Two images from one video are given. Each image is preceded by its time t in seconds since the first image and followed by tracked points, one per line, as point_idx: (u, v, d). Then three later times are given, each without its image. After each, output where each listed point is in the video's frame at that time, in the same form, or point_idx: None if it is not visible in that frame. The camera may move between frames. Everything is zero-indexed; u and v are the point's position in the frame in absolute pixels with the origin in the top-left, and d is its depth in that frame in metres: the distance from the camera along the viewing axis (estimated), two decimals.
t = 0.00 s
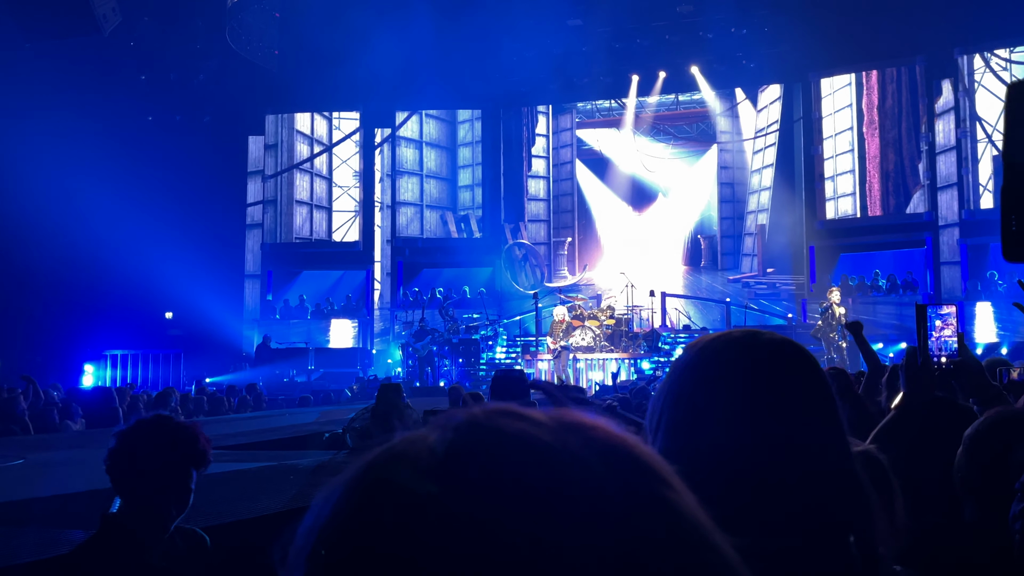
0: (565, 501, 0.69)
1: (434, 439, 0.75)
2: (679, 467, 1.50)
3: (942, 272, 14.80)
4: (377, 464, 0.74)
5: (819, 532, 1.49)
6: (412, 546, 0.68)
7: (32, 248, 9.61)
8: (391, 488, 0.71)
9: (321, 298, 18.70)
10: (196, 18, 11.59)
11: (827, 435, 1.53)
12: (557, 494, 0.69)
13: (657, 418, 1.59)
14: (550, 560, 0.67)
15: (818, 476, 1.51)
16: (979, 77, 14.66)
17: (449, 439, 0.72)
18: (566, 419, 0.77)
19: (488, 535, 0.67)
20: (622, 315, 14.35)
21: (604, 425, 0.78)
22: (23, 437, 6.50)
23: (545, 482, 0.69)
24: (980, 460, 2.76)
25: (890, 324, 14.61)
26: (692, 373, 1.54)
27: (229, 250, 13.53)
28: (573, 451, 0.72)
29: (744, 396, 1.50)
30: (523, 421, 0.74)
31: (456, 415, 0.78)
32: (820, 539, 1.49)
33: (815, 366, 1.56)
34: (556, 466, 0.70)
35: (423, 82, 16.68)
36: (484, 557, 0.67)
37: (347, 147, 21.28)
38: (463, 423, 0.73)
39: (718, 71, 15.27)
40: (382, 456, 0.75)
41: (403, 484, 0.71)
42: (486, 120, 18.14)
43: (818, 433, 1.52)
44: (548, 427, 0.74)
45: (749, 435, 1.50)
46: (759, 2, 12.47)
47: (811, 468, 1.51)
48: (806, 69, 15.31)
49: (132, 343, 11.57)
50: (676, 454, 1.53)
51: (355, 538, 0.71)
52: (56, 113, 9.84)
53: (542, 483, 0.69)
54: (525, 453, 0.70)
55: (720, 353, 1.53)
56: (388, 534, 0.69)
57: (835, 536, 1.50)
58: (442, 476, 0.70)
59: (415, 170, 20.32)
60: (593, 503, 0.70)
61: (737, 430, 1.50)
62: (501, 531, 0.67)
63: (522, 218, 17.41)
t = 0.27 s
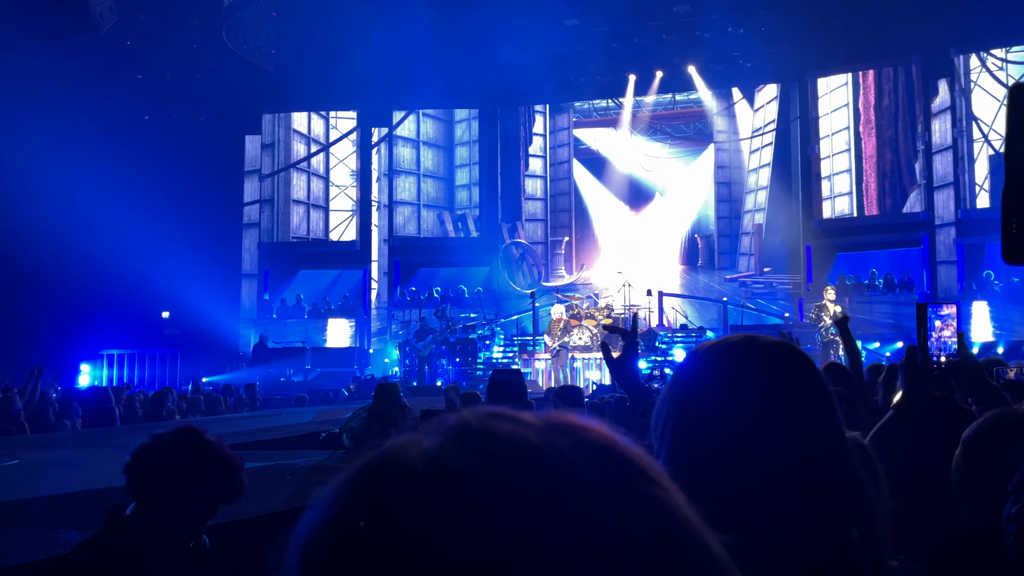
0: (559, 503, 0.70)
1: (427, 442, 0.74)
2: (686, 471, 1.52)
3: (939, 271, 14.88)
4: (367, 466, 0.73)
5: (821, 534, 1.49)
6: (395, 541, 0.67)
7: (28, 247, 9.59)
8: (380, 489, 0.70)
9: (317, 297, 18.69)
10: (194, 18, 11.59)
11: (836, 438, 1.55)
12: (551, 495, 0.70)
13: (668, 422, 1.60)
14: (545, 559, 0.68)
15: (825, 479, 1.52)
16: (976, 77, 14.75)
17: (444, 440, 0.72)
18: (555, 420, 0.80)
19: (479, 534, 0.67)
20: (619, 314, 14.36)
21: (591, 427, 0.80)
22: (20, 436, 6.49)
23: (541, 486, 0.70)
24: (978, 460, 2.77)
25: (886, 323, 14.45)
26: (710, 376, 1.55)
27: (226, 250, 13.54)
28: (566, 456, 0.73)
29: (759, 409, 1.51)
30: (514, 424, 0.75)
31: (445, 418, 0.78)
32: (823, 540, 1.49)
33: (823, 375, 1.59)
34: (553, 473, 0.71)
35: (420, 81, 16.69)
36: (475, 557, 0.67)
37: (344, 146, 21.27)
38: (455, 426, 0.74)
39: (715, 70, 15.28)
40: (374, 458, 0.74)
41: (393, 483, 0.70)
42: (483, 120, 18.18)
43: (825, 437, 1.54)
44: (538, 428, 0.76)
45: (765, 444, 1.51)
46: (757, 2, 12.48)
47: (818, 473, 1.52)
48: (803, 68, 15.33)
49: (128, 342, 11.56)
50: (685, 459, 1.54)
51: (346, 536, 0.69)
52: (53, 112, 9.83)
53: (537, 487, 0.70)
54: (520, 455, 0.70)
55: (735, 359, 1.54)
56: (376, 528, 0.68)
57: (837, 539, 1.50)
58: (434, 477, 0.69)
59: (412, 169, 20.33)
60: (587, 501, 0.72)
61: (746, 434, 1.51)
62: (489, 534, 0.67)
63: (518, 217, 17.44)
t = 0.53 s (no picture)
0: (578, 499, 0.69)
1: (443, 440, 0.73)
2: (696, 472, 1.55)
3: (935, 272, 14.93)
4: (384, 464, 0.72)
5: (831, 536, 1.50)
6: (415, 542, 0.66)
7: (22, 247, 9.56)
8: (400, 485, 0.69)
9: (314, 297, 18.68)
10: (190, 19, 11.59)
11: (847, 441, 1.55)
12: (569, 493, 0.68)
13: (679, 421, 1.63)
14: (563, 555, 0.67)
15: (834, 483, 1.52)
16: (972, 78, 14.86)
17: (459, 438, 0.71)
18: (573, 419, 0.78)
19: (499, 530, 0.66)
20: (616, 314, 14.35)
21: (609, 425, 0.79)
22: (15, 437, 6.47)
23: (561, 483, 0.69)
24: (972, 463, 2.75)
25: (882, 324, 14.53)
26: (716, 375, 1.57)
27: (223, 250, 13.52)
28: (584, 451, 0.72)
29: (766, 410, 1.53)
30: (531, 421, 0.74)
31: (462, 416, 0.77)
32: (832, 541, 1.49)
33: (831, 376, 1.59)
34: (569, 467, 0.70)
35: (417, 81, 16.71)
36: (495, 555, 0.66)
37: (341, 147, 21.24)
38: (472, 424, 0.73)
39: (711, 71, 15.32)
40: (392, 454, 0.73)
41: (413, 480, 0.69)
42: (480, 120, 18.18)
43: (834, 443, 1.54)
44: (556, 424, 0.75)
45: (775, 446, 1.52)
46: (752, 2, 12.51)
47: (827, 475, 1.52)
48: (797, 68, 15.37)
49: (124, 343, 11.54)
50: (695, 457, 1.56)
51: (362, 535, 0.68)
52: (50, 113, 9.81)
53: (555, 482, 0.68)
54: (537, 452, 0.69)
55: (739, 363, 1.57)
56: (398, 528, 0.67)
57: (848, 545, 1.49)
58: (451, 473, 0.68)
59: (409, 170, 20.30)
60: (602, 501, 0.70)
61: (754, 434, 1.53)
62: (509, 533, 0.66)
63: (515, 217, 17.44)
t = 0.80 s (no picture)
0: (598, 504, 0.63)
1: (461, 441, 0.67)
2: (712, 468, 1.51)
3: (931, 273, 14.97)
4: (397, 467, 0.66)
5: (842, 536, 1.48)
6: (430, 549, 0.61)
7: (17, 247, 9.51)
8: (414, 487, 0.63)
9: (311, 298, 18.67)
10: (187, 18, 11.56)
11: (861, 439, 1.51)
12: (589, 499, 0.63)
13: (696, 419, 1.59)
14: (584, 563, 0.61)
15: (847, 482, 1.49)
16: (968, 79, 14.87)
17: (477, 439, 0.65)
18: (593, 419, 0.71)
19: (519, 539, 0.61)
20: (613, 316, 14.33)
21: (633, 427, 0.73)
22: (12, 438, 6.46)
23: (587, 488, 0.63)
24: (969, 458, 2.73)
25: (879, 324, 14.65)
26: (736, 376, 1.53)
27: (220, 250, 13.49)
28: (606, 452, 0.66)
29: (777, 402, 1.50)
30: (552, 419, 0.68)
31: (481, 415, 0.72)
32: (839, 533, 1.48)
33: (856, 380, 1.55)
34: (592, 470, 0.64)
35: (415, 81, 16.70)
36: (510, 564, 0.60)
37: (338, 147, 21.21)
38: (491, 424, 0.67)
39: (709, 71, 15.32)
40: (403, 458, 0.67)
41: (430, 481, 0.63)
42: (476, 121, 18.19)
43: (850, 438, 1.51)
44: (578, 425, 0.69)
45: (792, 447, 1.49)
46: (750, 3, 12.50)
47: (842, 473, 1.49)
48: (794, 68, 15.37)
49: (119, 343, 11.50)
50: (711, 455, 1.53)
51: (373, 538, 0.62)
52: (45, 112, 9.77)
53: (577, 486, 0.63)
54: (557, 453, 0.64)
55: (759, 362, 1.52)
56: (413, 532, 0.62)
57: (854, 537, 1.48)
58: (466, 475, 0.63)
59: (406, 170, 20.28)
60: (628, 510, 0.64)
61: (771, 434, 1.49)
62: (529, 543, 0.61)
63: (512, 218, 17.44)
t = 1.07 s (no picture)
0: (598, 503, 0.62)
1: (461, 444, 0.67)
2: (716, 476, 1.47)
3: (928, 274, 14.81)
4: (399, 470, 0.66)
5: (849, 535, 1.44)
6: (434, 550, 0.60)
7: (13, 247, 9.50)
8: (414, 487, 0.63)
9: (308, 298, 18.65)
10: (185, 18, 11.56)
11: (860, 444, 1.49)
12: (593, 494, 0.62)
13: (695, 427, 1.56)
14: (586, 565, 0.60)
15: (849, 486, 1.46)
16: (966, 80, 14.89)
17: (477, 443, 0.64)
18: (593, 423, 0.71)
19: (516, 537, 0.60)
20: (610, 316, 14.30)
21: (638, 431, 0.72)
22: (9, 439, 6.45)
23: (589, 490, 0.62)
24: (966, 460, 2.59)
25: (877, 325, 14.66)
26: (737, 384, 1.50)
27: (217, 250, 13.47)
28: (608, 452, 0.65)
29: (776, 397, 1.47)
30: (554, 423, 0.68)
31: (482, 418, 0.71)
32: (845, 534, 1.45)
33: (857, 377, 1.52)
34: (594, 472, 0.63)
35: (413, 81, 16.71)
36: (514, 561, 0.60)
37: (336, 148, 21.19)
38: (492, 427, 0.66)
39: (706, 71, 15.33)
40: (404, 462, 0.67)
41: (428, 486, 0.63)
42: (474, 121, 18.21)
43: (851, 434, 1.48)
44: (579, 428, 0.68)
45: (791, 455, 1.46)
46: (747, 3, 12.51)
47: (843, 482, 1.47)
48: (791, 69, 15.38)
49: (116, 344, 11.47)
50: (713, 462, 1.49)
51: (371, 548, 0.62)
52: (43, 112, 9.76)
53: (579, 485, 0.62)
54: (559, 453, 0.63)
55: (760, 359, 1.49)
56: (406, 535, 0.62)
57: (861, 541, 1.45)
58: (469, 477, 0.62)
59: (403, 171, 20.26)
60: (632, 512, 0.63)
61: (771, 442, 1.46)
62: (530, 539, 0.60)
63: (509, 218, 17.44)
